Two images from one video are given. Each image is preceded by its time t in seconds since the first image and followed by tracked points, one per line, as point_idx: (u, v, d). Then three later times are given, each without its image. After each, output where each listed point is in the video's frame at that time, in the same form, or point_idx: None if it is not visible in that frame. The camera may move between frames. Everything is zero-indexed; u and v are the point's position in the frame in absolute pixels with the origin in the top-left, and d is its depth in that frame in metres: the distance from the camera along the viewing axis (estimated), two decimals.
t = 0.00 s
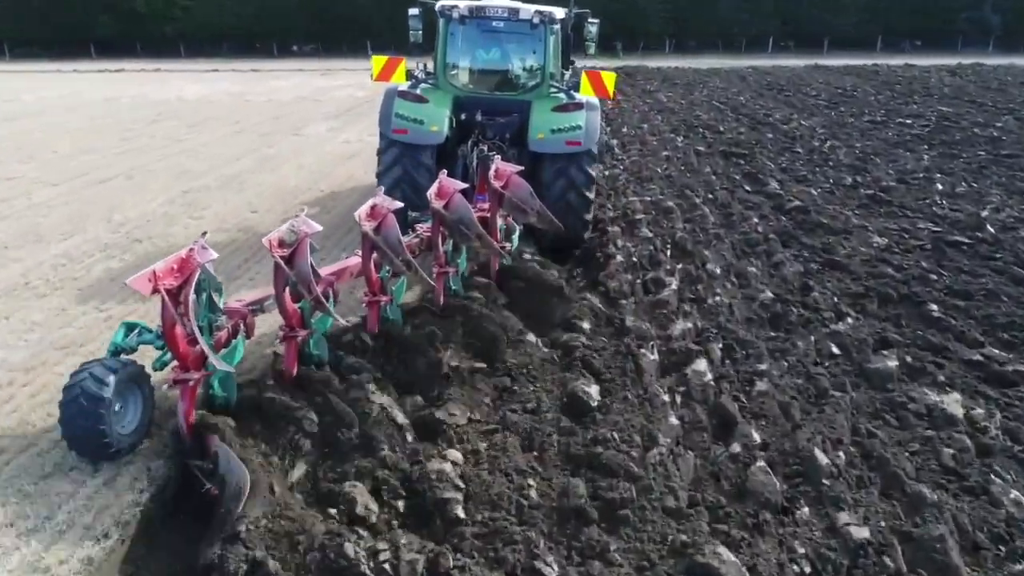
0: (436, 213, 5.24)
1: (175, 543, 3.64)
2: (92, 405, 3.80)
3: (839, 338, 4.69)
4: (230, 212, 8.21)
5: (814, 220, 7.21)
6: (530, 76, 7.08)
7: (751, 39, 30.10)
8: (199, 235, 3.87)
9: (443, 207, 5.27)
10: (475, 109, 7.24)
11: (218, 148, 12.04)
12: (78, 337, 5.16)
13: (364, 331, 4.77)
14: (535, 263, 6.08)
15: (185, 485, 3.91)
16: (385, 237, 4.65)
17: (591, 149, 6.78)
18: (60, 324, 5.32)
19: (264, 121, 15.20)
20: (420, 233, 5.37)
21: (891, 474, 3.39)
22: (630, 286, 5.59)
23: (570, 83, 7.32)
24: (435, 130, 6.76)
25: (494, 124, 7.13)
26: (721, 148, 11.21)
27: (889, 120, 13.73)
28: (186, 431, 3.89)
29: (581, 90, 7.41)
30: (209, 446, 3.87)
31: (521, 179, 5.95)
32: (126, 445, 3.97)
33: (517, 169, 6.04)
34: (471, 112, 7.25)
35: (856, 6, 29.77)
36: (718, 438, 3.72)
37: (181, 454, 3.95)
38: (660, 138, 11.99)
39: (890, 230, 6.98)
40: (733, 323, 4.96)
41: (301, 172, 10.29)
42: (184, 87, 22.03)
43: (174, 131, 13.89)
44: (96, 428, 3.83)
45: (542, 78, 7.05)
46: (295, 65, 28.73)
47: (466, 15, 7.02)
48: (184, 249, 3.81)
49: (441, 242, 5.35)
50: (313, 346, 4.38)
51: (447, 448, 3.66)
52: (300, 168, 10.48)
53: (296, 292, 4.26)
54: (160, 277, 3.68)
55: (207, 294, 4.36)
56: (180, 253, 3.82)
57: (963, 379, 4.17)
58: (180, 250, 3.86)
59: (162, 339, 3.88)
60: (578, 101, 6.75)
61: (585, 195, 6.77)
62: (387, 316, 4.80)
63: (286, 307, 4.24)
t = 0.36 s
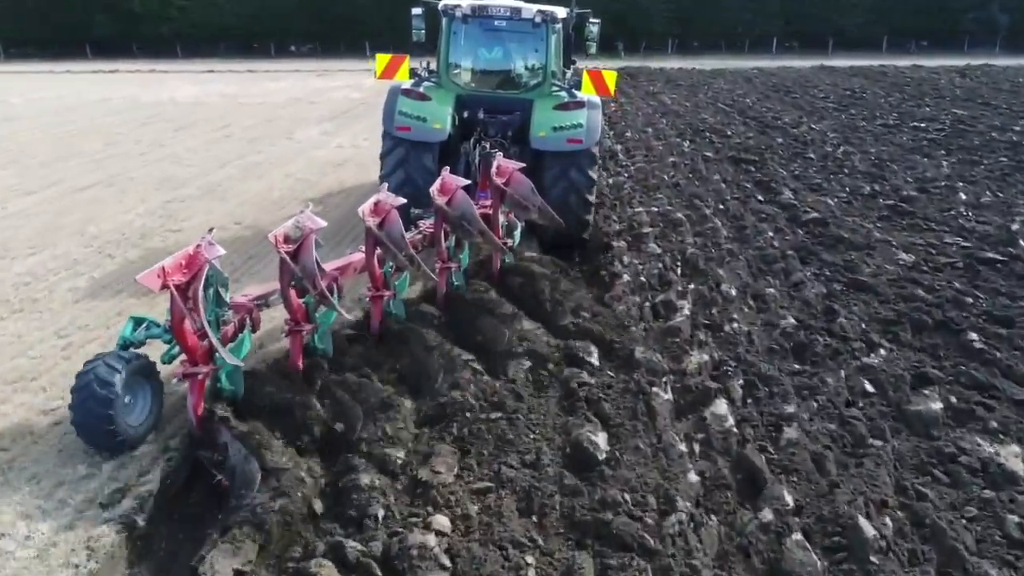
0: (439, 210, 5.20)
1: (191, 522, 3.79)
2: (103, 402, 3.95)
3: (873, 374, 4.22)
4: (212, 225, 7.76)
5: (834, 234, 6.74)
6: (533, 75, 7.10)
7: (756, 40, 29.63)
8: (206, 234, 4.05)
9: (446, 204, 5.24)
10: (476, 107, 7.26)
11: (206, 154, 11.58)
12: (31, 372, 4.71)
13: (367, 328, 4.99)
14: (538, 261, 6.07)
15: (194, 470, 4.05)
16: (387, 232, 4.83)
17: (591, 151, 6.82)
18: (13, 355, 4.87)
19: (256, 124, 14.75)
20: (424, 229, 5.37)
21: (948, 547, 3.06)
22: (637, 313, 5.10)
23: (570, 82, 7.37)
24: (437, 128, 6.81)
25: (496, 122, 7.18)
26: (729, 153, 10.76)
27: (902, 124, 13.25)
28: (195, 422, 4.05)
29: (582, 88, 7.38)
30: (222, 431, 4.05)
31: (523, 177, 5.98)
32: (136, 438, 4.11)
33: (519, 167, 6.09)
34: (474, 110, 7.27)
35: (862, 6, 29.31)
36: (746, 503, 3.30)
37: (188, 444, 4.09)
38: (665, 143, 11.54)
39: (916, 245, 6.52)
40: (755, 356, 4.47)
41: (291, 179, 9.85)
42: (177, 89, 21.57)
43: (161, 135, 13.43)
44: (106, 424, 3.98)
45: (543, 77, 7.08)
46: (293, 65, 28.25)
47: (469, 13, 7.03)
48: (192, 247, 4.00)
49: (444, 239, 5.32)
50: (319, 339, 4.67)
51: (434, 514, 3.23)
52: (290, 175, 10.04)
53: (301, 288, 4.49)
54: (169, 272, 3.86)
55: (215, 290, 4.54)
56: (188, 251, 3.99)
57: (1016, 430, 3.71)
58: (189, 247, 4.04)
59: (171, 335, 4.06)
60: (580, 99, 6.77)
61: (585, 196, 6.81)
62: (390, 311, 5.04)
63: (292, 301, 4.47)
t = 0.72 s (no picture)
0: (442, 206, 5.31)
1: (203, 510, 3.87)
2: (118, 388, 3.97)
3: (912, 416, 3.78)
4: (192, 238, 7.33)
5: (854, 249, 6.30)
6: (533, 74, 7.20)
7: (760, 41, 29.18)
8: (216, 227, 4.17)
9: (449, 200, 5.34)
10: (477, 106, 7.35)
11: (192, 159, 11.13)
12: None
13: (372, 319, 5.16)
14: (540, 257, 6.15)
15: (203, 460, 4.13)
16: (391, 227, 5.00)
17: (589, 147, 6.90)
18: None
19: (248, 127, 14.31)
20: (426, 226, 5.49)
21: None
22: (645, 340, 4.66)
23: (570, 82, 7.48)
24: (440, 126, 6.89)
25: (497, 120, 7.24)
26: (738, 159, 10.32)
27: (915, 128, 12.78)
28: (203, 411, 4.15)
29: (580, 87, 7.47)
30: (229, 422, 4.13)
31: (524, 174, 5.97)
32: (146, 427, 4.14)
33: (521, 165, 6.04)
34: (475, 109, 7.36)
35: (867, 5, 28.83)
36: None
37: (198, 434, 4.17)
38: (670, 148, 11.11)
39: (943, 260, 6.08)
40: (781, 395, 4.00)
41: (280, 186, 9.42)
42: (170, 90, 21.12)
43: (149, 138, 12.99)
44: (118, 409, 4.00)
45: (544, 76, 7.19)
46: (289, 66, 27.78)
47: (471, 13, 7.13)
48: (202, 240, 4.11)
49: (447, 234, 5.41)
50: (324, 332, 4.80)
51: None
52: (280, 182, 9.61)
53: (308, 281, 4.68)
54: (180, 263, 3.98)
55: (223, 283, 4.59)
56: (198, 243, 4.11)
57: None
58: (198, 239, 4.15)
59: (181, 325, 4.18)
60: (579, 97, 6.89)
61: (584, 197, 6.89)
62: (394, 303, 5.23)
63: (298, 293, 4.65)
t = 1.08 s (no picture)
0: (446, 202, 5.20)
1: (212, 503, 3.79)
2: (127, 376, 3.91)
3: (963, 478, 3.35)
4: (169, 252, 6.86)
5: (881, 267, 5.84)
6: (536, 73, 7.15)
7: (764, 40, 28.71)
8: (226, 221, 4.01)
9: (452, 196, 5.25)
10: (482, 103, 7.23)
11: (180, 164, 10.70)
12: None
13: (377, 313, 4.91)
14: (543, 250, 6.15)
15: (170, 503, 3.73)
16: (398, 222, 4.75)
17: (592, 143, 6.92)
18: None
19: (238, 130, 13.86)
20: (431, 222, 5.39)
21: None
22: (660, 372, 4.21)
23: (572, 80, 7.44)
24: (445, 123, 6.84)
25: (502, 118, 7.13)
26: (748, 165, 9.87)
27: (929, 131, 12.34)
28: (214, 406, 3.95)
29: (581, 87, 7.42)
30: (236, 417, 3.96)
31: (527, 169, 6.03)
32: (159, 417, 4.06)
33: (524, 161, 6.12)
34: (479, 107, 7.24)
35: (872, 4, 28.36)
36: None
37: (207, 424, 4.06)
38: (676, 153, 10.65)
39: (976, 278, 5.65)
40: (815, 443, 3.55)
41: (266, 196, 8.97)
42: (162, 91, 20.65)
43: (135, 142, 12.52)
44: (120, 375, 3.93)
45: (548, 74, 7.12)
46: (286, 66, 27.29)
47: (475, 12, 7.07)
48: (212, 233, 3.95)
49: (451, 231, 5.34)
50: (330, 325, 4.50)
51: None
52: (267, 190, 9.15)
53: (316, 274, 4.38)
54: (191, 256, 3.82)
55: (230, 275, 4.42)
56: (207, 236, 3.94)
57: None
58: (208, 233, 4.00)
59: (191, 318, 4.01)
60: (582, 97, 6.88)
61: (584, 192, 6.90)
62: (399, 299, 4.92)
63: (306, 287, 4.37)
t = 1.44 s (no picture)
0: (452, 198, 5.21)
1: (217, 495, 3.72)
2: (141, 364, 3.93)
3: None
4: (144, 268, 6.41)
5: (913, 288, 5.39)
6: (540, 71, 7.03)
7: (769, 40, 28.24)
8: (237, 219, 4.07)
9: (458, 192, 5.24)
10: (486, 101, 7.14)
11: (166, 170, 10.24)
12: None
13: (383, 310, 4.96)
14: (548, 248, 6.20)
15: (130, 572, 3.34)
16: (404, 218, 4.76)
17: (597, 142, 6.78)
18: None
19: (230, 133, 13.40)
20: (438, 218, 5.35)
21: None
22: (680, 417, 3.76)
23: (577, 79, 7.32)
24: (447, 122, 6.79)
25: (505, 116, 7.07)
26: (760, 172, 9.40)
27: (946, 135, 11.88)
28: (226, 395, 4.02)
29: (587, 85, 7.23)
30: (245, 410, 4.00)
31: (531, 168, 6.09)
32: (170, 411, 4.08)
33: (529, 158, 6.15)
34: (482, 104, 7.15)
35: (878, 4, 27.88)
36: None
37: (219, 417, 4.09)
38: (684, 159, 10.20)
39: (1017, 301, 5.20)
40: (859, 507, 3.17)
41: (254, 206, 8.52)
42: (154, 92, 20.16)
43: (121, 147, 12.06)
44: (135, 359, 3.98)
45: (551, 73, 7.00)
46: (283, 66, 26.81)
47: (478, 10, 6.96)
48: (224, 230, 4.02)
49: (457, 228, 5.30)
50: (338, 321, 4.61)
51: None
52: (254, 200, 8.70)
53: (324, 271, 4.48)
54: (203, 252, 3.89)
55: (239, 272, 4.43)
56: (219, 233, 4.01)
57: None
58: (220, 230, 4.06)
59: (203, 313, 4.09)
60: (585, 95, 6.74)
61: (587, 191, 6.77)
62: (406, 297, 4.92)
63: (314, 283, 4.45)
